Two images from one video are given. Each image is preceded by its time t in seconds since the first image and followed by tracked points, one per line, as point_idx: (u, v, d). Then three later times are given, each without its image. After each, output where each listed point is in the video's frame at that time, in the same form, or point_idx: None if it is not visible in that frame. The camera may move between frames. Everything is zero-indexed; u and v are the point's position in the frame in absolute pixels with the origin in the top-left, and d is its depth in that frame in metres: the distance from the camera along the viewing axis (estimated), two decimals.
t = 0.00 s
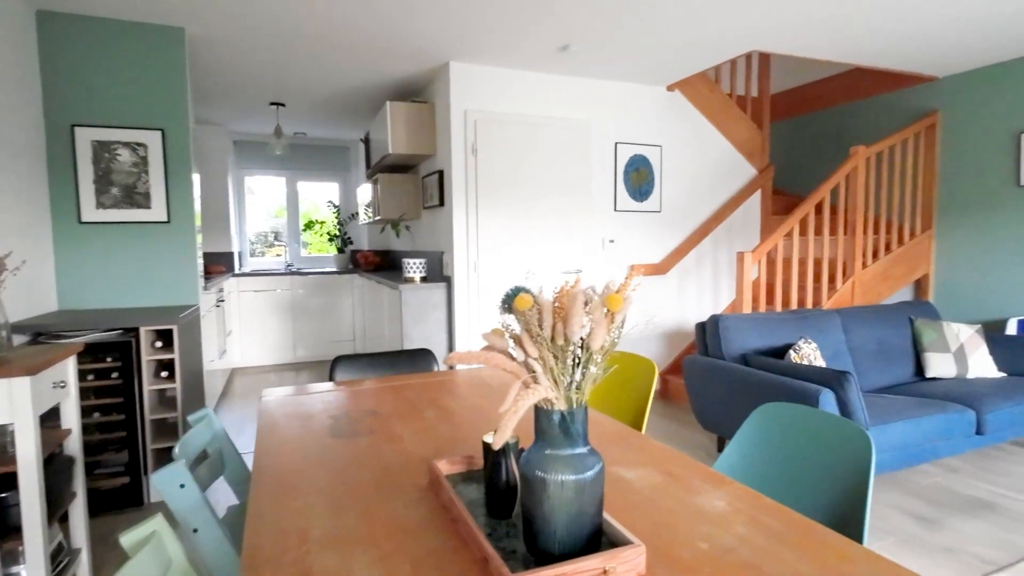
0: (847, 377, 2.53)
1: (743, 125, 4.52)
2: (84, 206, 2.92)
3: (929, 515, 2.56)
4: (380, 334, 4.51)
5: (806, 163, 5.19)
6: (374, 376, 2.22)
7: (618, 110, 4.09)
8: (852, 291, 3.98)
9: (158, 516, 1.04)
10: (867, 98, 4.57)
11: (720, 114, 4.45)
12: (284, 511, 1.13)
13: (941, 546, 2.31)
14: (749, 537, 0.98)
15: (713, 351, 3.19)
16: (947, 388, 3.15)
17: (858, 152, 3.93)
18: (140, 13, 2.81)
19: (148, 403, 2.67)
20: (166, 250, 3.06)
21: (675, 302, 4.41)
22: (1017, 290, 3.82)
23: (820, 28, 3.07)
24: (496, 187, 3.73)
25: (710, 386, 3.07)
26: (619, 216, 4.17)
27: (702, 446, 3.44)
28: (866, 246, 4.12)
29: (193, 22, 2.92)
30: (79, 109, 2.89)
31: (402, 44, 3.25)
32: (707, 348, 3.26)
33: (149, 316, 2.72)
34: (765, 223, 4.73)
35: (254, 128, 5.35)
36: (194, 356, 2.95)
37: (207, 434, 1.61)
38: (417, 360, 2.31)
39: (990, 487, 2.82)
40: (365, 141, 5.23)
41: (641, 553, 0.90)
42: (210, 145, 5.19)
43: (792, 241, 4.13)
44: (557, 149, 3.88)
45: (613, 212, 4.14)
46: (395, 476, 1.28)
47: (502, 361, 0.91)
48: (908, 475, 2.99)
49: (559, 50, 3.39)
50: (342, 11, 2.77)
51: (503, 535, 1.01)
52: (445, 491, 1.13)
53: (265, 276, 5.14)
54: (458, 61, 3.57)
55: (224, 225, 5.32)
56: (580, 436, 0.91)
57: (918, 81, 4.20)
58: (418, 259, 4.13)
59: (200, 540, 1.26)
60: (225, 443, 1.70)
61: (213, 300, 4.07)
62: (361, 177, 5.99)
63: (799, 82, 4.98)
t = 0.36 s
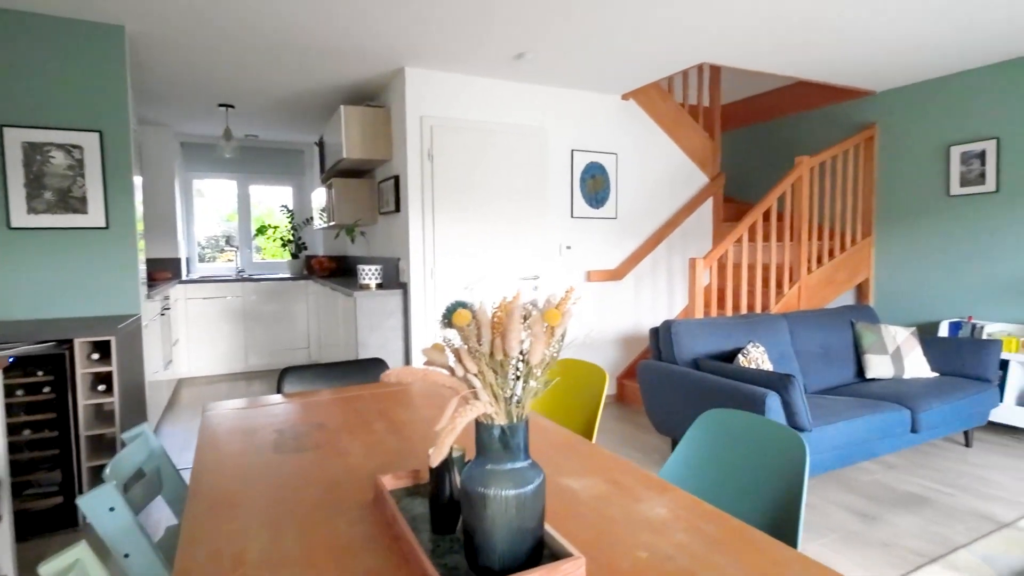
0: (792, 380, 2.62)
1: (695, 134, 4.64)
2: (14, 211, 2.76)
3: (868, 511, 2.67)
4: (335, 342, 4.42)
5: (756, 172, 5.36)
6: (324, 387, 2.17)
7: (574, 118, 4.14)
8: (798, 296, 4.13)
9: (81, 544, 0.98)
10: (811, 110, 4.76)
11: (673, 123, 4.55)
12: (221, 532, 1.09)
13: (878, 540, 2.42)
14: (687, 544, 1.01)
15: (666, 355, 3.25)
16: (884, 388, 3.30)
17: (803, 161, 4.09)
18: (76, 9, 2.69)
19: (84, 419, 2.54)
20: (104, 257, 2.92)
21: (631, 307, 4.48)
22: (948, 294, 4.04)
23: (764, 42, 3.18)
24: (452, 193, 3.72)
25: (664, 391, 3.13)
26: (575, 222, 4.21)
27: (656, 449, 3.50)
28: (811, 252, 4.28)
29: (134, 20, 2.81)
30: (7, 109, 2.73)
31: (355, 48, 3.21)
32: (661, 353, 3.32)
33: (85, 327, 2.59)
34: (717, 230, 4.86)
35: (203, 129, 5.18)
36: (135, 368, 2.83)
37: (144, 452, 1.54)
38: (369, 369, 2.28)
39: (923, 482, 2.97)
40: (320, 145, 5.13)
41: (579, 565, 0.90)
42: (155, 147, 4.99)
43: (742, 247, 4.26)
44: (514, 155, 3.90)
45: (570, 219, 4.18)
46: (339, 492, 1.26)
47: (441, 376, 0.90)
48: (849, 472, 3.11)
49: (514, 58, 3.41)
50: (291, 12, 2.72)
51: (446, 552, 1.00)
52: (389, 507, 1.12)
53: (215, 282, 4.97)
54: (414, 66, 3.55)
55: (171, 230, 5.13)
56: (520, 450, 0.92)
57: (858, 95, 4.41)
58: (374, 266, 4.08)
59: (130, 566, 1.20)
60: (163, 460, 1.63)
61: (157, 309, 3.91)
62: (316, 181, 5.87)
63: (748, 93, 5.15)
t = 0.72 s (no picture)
0: (743, 381, 2.68)
1: (652, 140, 4.72)
2: None
3: (816, 507, 2.76)
4: (290, 348, 4.31)
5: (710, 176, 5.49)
6: (274, 396, 2.11)
7: (533, 122, 4.15)
8: (751, 298, 4.25)
9: None
10: (762, 118, 4.91)
11: (631, 128, 4.62)
12: (153, 552, 1.04)
13: (825, 534, 2.50)
14: (632, 548, 1.01)
15: (624, 358, 3.29)
16: (831, 387, 3.42)
17: (755, 168, 4.22)
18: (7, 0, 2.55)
19: (14, 433, 2.40)
20: (38, 261, 2.77)
21: (591, 310, 4.52)
22: (889, 296, 4.23)
23: (717, 51, 3.27)
24: (410, 196, 3.68)
25: (621, 393, 3.16)
26: (535, 226, 4.23)
27: (614, 451, 3.54)
28: (763, 256, 4.41)
29: (71, 13, 2.68)
30: None
31: (309, 47, 3.15)
32: (618, 355, 3.35)
33: (15, 336, 2.45)
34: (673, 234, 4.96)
35: (149, 128, 4.98)
36: (71, 378, 2.68)
37: (75, 468, 1.46)
38: (321, 376, 2.22)
39: (867, 477, 3.09)
40: (274, 145, 5.01)
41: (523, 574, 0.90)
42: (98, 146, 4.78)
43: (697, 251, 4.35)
44: (473, 159, 3.89)
45: (529, 222, 4.19)
46: (283, 505, 1.22)
47: (382, 387, 0.88)
48: (799, 469, 3.21)
49: (472, 61, 3.40)
50: (241, 9, 2.64)
51: (389, 565, 0.98)
52: (333, 520, 1.09)
53: (163, 287, 4.79)
54: (370, 67, 3.51)
55: (115, 232, 4.92)
56: (464, 458, 0.91)
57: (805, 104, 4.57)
58: (330, 270, 4.01)
59: None
60: (97, 476, 1.55)
61: (99, 315, 3.74)
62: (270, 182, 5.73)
63: (703, 101, 5.28)
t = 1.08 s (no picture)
0: (695, 381, 2.74)
1: (609, 144, 4.79)
2: None
3: (764, 502, 2.84)
4: (240, 353, 4.18)
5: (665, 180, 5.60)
6: (218, 404, 2.04)
7: (490, 124, 4.16)
8: (704, 299, 4.35)
9: None
10: (714, 124, 5.05)
11: (588, 132, 4.68)
12: (78, 570, 0.99)
13: (773, 529, 2.58)
14: (577, 551, 1.02)
15: (581, 360, 3.32)
16: (780, 385, 3.53)
17: (707, 172, 4.34)
18: None
19: None
20: None
21: (549, 312, 4.55)
22: (834, 296, 4.40)
23: (670, 57, 3.34)
24: (366, 197, 3.62)
25: (578, 395, 3.19)
26: (493, 228, 4.23)
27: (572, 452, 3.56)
28: (716, 258, 4.52)
29: None
30: None
31: (259, 43, 3.06)
32: (575, 357, 3.38)
33: None
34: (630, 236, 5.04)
35: (89, 124, 4.75)
36: None
37: None
38: (269, 382, 2.16)
39: (813, 471, 3.20)
40: (224, 144, 4.85)
41: None
42: (32, 142, 4.53)
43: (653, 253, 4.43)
44: (430, 160, 3.86)
45: (487, 225, 4.19)
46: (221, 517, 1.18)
47: (318, 395, 0.86)
48: (749, 466, 3.30)
49: (428, 62, 3.38)
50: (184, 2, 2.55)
51: None
52: (272, 532, 1.05)
53: (104, 291, 4.57)
54: (324, 66, 3.44)
55: (53, 232, 4.68)
56: (404, 466, 0.89)
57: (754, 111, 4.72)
58: (282, 272, 3.91)
59: None
60: (21, 491, 1.46)
61: (32, 320, 3.53)
62: (221, 182, 5.55)
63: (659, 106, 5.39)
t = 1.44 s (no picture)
0: (652, 379, 2.78)
1: (570, 144, 4.82)
2: None
3: (720, 496, 2.90)
4: (192, 356, 4.04)
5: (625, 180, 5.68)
6: (162, 410, 1.96)
7: (451, 123, 4.13)
8: (664, 298, 4.43)
9: None
10: (673, 126, 5.14)
11: (550, 132, 4.70)
12: None
13: (728, 522, 2.64)
14: (526, 552, 1.01)
15: (541, 359, 3.32)
16: (736, 381, 3.61)
17: (665, 173, 4.42)
18: None
19: None
20: None
21: (511, 311, 4.55)
22: (787, 295, 4.54)
23: (628, 58, 3.38)
24: (323, 196, 3.55)
25: (539, 394, 3.20)
26: (454, 228, 4.20)
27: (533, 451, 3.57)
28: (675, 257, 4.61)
29: None
30: None
31: (210, 36, 2.97)
32: (536, 356, 3.39)
33: None
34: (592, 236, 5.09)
35: (27, 116, 4.51)
36: None
37: None
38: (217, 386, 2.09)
39: (767, 465, 3.29)
40: (174, 139, 4.68)
41: None
42: None
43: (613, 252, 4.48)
44: (390, 158, 3.81)
45: (448, 224, 4.16)
46: (158, 529, 1.13)
47: (255, 402, 0.83)
48: (706, 461, 3.37)
49: (387, 58, 3.34)
50: None
51: None
52: (212, 543, 1.01)
53: (45, 292, 4.34)
54: (279, 61, 3.35)
55: None
56: (348, 472, 0.87)
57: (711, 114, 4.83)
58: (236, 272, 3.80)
59: None
60: None
61: None
62: (171, 179, 5.36)
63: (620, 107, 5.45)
